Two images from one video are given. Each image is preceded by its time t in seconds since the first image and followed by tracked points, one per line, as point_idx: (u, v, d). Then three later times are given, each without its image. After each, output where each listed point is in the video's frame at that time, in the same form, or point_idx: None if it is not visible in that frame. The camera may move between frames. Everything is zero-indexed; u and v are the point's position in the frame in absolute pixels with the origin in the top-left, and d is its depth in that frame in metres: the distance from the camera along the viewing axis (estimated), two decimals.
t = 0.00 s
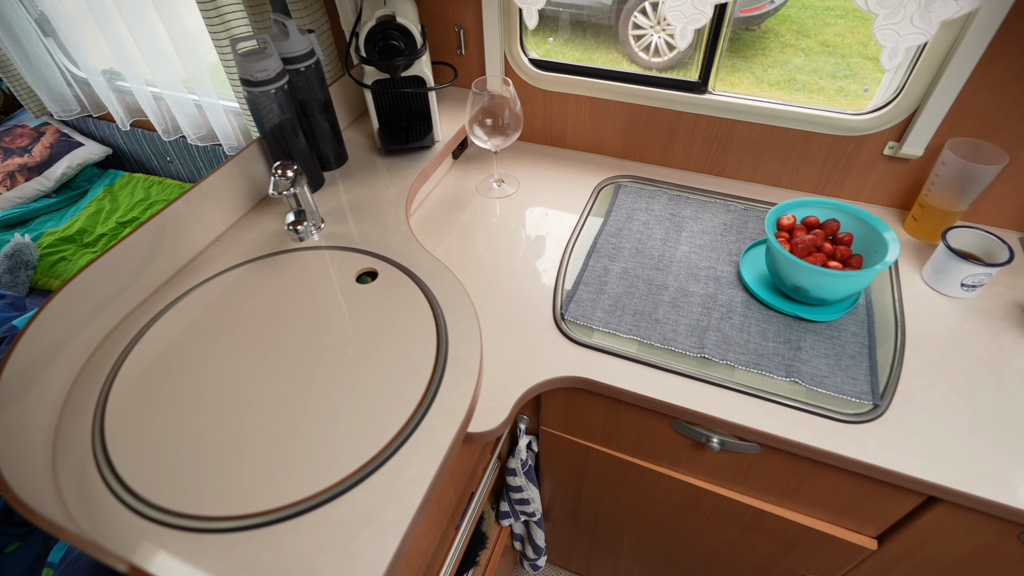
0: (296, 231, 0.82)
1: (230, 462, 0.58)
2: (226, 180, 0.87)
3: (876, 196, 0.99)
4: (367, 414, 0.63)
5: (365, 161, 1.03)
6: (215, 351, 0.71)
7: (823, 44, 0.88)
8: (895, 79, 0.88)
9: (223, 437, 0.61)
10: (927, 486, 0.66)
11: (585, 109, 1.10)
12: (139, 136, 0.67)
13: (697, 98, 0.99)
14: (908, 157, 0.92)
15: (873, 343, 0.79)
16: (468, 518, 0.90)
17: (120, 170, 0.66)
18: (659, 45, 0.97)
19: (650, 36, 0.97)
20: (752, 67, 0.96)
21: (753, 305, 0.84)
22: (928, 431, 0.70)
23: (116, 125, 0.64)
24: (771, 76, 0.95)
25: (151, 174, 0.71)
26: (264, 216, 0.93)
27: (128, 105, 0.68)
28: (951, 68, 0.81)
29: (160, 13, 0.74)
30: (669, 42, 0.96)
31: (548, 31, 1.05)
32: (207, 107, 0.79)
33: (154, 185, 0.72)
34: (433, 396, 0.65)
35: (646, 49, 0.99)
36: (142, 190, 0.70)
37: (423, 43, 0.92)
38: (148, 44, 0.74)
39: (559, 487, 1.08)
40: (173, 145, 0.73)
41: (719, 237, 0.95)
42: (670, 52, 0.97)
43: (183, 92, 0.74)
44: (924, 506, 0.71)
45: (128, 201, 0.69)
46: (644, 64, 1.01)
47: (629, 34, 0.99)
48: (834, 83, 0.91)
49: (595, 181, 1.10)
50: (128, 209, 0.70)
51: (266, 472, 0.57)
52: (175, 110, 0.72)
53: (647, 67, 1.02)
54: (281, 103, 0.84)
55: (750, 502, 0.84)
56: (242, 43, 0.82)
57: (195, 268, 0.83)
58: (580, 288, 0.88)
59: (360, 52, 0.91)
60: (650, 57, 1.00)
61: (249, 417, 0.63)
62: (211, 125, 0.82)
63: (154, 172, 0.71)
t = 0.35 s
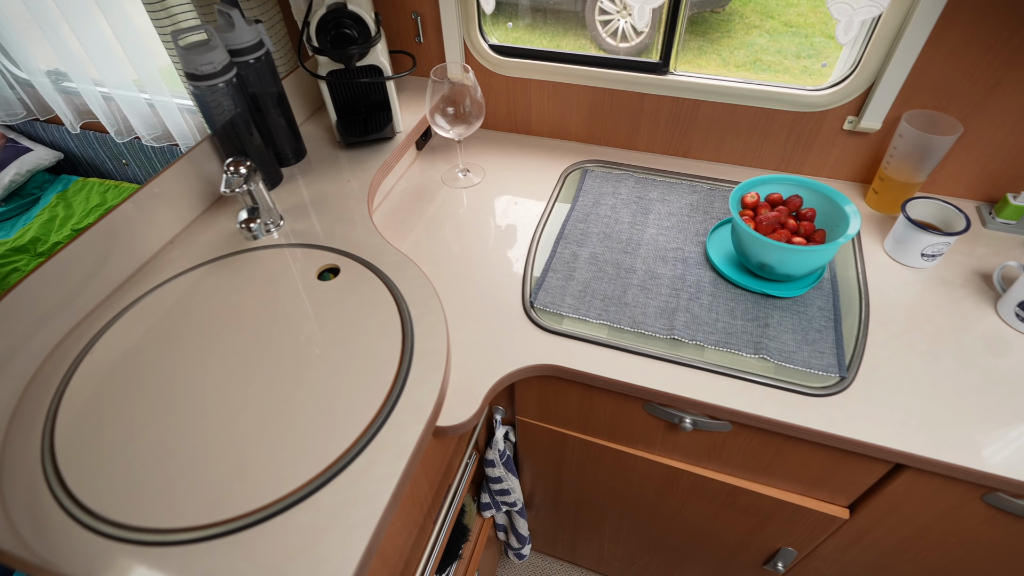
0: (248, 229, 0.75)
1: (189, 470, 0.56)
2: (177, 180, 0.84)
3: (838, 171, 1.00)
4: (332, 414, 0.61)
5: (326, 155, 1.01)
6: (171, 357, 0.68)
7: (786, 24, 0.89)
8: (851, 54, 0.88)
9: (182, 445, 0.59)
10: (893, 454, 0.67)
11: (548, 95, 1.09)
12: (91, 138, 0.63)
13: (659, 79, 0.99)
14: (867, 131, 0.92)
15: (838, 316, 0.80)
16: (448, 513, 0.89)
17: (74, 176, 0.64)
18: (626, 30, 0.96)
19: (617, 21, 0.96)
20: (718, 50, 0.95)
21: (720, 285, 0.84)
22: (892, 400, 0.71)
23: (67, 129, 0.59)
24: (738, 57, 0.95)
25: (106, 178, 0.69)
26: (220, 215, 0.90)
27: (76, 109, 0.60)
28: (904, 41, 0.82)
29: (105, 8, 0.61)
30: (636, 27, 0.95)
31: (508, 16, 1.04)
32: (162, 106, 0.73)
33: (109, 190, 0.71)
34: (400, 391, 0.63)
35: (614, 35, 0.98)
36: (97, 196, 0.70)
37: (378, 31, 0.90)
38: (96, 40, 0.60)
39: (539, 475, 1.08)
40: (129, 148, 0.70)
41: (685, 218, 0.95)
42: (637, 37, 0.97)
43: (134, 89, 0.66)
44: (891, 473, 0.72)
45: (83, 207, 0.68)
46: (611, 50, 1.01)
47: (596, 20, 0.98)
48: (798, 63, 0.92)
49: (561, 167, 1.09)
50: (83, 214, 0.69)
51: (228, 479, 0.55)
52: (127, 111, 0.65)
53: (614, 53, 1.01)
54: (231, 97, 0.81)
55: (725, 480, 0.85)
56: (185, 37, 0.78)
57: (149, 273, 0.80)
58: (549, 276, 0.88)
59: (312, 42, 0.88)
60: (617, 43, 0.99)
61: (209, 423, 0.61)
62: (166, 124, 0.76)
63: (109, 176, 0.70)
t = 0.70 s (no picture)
0: (197, 230, 0.77)
1: (144, 484, 0.54)
2: (123, 182, 0.81)
3: (800, 149, 1.01)
4: (294, 417, 0.59)
5: (283, 151, 0.98)
6: (123, 366, 0.66)
7: (749, 7, 0.89)
8: (807, 33, 0.89)
9: (136, 458, 0.56)
10: (858, 426, 0.68)
11: (510, 82, 1.07)
12: (38, 142, 0.61)
13: (620, 62, 0.98)
14: (826, 108, 0.93)
15: (803, 292, 0.80)
16: (427, 510, 0.90)
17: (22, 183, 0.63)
18: (592, 17, 0.97)
19: (582, 7, 0.97)
20: (684, 34, 0.95)
21: (687, 266, 0.84)
22: (856, 373, 0.72)
23: (11, 134, 0.57)
24: (703, 41, 0.94)
25: (57, 184, 0.68)
26: (173, 217, 0.86)
27: (22, 115, 0.58)
28: (857, 17, 0.82)
29: (43, 10, 0.59)
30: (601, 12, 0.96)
31: (465, 2, 1.02)
32: (108, 105, 0.72)
33: (60, 196, 0.70)
34: (364, 389, 0.62)
35: (580, 21, 0.98)
36: (48, 202, 0.69)
37: (329, 21, 0.87)
38: (33, 41, 0.58)
39: (518, 466, 1.08)
40: (79, 152, 0.69)
41: (651, 201, 0.95)
42: (603, 24, 0.97)
43: (79, 90, 0.65)
44: (859, 444, 0.73)
45: (33, 215, 0.67)
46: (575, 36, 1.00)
47: (561, 7, 0.98)
48: (762, 44, 0.92)
49: (526, 154, 1.08)
50: (33, 223, 0.68)
51: (186, 490, 0.54)
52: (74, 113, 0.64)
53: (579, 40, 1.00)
54: (175, 92, 0.78)
55: (699, 460, 0.85)
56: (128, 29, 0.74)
57: (98, 280, 0.77)
58: (516, 265, 0.87)
59: (261, 34, 0.85)
60: (583, 29, 0.99)
61: (165, 433, 0.59)
62: (116, 125, 0.75)
63: (61, 182, 0.69)
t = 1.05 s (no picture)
0: (145, 234, 0.73)
1: (99, 499, 0.52)
2: (66, 186, 0.77)
3: (762, 130, 1.02)
4: (256, 421, 0.58)
5: (239, 149, 0.95)
6: (75, 378, 0.63)
7: None
8: (764, 14, 0.89)
9: (91, 473, 0.54)
10: (825, 400, 0.69)
11: (470, 71, 1.06)
12: None
13: (580, 48, 0.97)
14: (784, 89, 0.94)
15: (768, 272, 0.81)
16: (405, 507, 0.90)
17: None
18: (557, 4, 0.96)
19: None
20: (649, 19, 0.95)
21: (654, 251, 0.84)
22: (822, 349, 0.73)
23: None
24: (668, 26, 0.95)
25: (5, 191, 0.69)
26: (125, 221, 0.83)
27: None
28: None
29: None
30: None
31: None
32: (55, 110, 0.73)
33: (9, 206, 0.70)
34: (329, 390, 0.60)
35: (546, 9, 0.98)
36: None
37: (278, 12, 0.84)
38: None
39: (496, 458, 1.07)
40: (26, 158, 0.70)
41: (617, 187, 0.94)
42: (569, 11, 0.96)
43: (22, 93, 0.68)
44: (826, 419, 0.75)
45: None
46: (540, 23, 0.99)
47: None
48: (726, 28, 0.93)
49: (491, 144, 1.07)
50: None
51: (144, 504, 0.52)
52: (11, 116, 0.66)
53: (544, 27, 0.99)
54: (119, 91, 0.74)
55: (674, 443, 0.86)
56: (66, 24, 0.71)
57: (46, 290, 0.74)
58: (483, 256, 0.86)
59: (207, 28, 0.82)
60: (549, 17, 0.98)
61: (120, 445, 0.56)
62: (66, 130, 0.76)
63: (9, 189, 0.70)
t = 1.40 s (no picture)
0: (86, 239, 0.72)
1: (49, 519, 0.50)
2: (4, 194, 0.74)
3: (723, 112, 1.02)
4: (215, 429, 0.55)
5: (191, 150, 0.91)
6: (19, 394, 0.60)
7: None
8: None
9: (39, 494, 0.51)
10: (792, 377, 0.70)
11: (430, 62, 1.04)
12: None
13: (539, 35, 0.96)
14: (744, 70, 0.94)
15: (734, 253, 0.82)
16: (382, 507, 0.89)
17: None
18: None
19: None
20: (615, 7, 0.94)
21: (621, 237, 0.84)
22: (788, 327, 0.74)
23: None
24: (633, 14, 0.94)
25: None
26: (71, 228, 0.79)
27: None
28: None
29: None
30: None
31: None
32: None
33: None
34: (291, 393, 0.59)
35: None
36: None
37: (224, 5, 0.81)
38: None
39: (475, 452, 1.07)
40: None
41: (582, 174, 0.94)
42: None
43: None
44: (795, 395, 0.76)
45: None
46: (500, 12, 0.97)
47: None
48: (691, 14, 0.93)
49: (454, 135, 1.05)
50: None
51: (97, 521, 0.49)
52: None
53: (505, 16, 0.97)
54: (56, 92, 0.71)
55: (649, 427, 0.86)
56: None
57: None
58: (449, 250, 0.84)
59: (148, 23, 0.79)
60: (515, 8, 0.96)
61: (70, 462, 0.54)
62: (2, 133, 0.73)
63: None
